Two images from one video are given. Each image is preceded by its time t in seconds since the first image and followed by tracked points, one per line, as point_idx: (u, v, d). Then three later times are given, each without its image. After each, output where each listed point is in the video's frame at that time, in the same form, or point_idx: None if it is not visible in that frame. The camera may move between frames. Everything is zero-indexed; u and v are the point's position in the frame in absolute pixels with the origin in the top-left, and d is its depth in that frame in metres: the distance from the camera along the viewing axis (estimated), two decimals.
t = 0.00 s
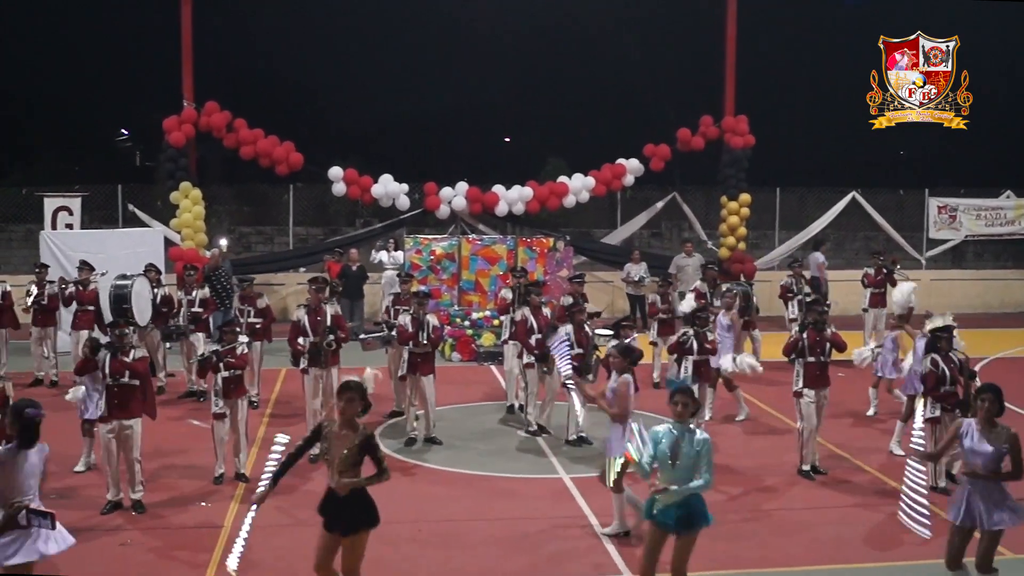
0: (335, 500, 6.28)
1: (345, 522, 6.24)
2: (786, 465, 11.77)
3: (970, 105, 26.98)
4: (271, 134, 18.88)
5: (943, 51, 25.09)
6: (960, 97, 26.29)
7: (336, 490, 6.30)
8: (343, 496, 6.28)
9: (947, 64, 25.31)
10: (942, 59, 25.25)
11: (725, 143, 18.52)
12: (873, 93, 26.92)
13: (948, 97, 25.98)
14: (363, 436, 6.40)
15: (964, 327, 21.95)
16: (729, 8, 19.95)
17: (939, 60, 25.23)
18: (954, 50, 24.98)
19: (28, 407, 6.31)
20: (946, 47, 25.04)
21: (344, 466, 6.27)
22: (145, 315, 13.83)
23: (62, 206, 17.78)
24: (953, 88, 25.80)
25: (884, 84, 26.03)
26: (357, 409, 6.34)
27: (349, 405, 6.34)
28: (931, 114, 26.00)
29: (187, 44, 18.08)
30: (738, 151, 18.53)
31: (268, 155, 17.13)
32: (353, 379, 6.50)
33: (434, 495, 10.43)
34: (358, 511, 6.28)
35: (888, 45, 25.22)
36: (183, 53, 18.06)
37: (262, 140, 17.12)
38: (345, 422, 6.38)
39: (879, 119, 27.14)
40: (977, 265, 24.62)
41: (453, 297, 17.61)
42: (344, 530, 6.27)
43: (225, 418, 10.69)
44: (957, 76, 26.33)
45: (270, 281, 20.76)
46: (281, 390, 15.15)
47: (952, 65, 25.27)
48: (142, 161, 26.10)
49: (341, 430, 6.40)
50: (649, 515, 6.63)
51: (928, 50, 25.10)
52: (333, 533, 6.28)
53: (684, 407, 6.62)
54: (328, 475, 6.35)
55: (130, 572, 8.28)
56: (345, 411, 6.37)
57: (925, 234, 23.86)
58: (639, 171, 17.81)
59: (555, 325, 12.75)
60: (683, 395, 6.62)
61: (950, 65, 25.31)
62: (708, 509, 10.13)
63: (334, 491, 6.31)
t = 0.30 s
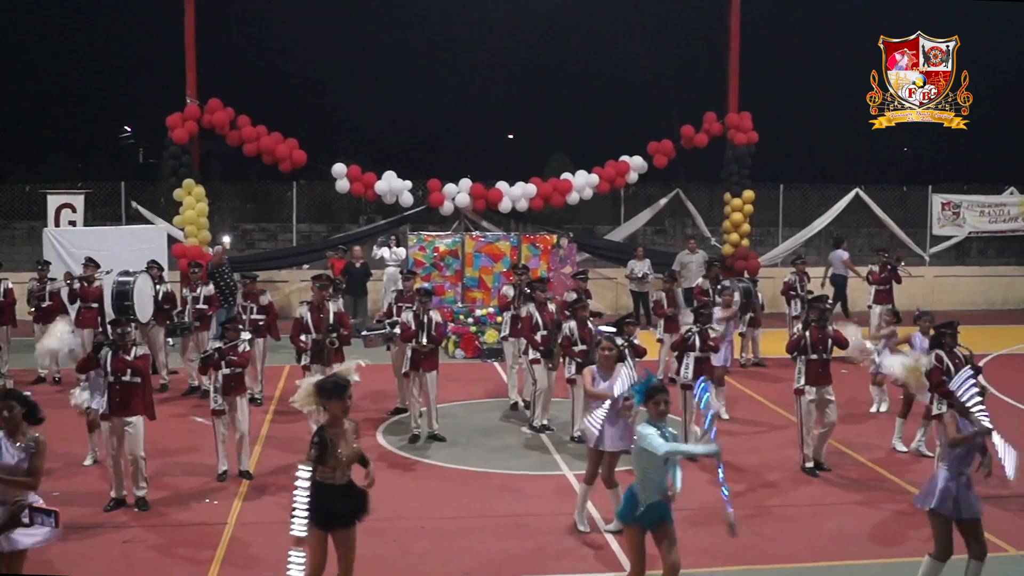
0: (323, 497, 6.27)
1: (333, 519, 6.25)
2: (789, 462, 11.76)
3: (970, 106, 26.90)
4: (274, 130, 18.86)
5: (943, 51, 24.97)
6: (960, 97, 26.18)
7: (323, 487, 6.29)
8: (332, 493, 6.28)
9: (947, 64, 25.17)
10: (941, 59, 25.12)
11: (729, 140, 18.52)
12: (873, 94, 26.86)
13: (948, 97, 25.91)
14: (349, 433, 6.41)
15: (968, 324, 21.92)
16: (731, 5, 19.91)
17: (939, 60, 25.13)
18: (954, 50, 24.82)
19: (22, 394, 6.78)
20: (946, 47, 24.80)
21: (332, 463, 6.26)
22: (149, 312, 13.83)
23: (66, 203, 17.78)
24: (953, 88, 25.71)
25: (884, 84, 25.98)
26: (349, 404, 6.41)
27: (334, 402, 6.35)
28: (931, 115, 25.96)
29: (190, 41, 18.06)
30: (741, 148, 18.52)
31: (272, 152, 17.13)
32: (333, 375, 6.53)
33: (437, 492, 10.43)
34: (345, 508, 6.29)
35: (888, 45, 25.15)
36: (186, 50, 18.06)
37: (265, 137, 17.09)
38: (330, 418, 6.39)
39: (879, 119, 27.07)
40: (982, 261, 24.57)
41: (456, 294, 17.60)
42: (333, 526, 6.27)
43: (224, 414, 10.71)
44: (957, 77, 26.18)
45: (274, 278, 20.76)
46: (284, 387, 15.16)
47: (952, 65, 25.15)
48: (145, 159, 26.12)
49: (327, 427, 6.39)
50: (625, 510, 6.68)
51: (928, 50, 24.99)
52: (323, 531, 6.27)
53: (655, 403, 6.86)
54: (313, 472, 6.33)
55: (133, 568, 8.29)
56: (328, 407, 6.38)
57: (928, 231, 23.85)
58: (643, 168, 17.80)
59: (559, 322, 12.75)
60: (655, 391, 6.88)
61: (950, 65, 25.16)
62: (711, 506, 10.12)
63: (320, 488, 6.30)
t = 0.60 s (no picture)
0: (324, 489, 6.38)
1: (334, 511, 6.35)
2: (792, 458, 11.75)
3: (970, 107, 26.84)
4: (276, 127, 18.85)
5: (943, 51, 24.99)
6: (960, 97, 26.11)
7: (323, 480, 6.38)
8: (332, 485, 6.38)
9: (947, 63, 25.20)
10: (941, 59, 25.15)
11: (731, 136, 18.49)
12: (872, 94, 26.80)
13: (948, 97, 25.86)
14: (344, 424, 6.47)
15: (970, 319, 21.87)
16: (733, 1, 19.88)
17: (939, 60, 25.15)
18: (954, 50, 24.86)
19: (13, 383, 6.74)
20: (946, 47, 24.93)
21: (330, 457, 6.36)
22: (151, 309, 13.84)
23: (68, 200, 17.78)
24: (953, 88, 25.67)
25: (884, 84, 25.93)
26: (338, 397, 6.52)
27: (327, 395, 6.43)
28: (931, 115, 25.92)
29: (192, 38, 18.06)
30: (743, 144, 18.49)
31: (274, 149, 17.13)
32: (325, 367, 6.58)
33: (439, 488, 10.43)
34: (346, 499, 6.40)
35: (888, 45, 25.11)
36: (187, 47, 18.05)
37: (267, 134, 17.08)
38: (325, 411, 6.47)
39: (879, 119, 26.99)
40: (984, 257, 24.53)
41: (459, 290, 17.60)
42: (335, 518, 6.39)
43: (229, 411, 10.68)
44: (957, 76, 26.12)
45: (276, 275, 20.75)
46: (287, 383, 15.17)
47: (952, 65, 25.18)
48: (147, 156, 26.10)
49: (322, 419, 6.48)
50: (641, 508, 6.64)
51: (928, 50, 24.99)
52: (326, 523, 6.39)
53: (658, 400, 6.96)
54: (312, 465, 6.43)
55: (135, 564, 8.31)
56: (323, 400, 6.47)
57: (931, 227, 23.82)
58: (645, 164, 17.79)
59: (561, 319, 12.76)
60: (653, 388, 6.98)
61: (950, 65, 25.19)
62: (713, 502, 10.12)
63: (319, 481, 6.41)
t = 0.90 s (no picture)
0: (331, 484, 6.39)
1: (339, 506, 6.38)
2: (797, 453, 11.75)
3: (970, 106, 26.78)
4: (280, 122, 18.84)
5: (943, 51, 24.83)
6: (960, 97, 26.07)
7: (329, 475, 6.39)
8: (339, 481, 6.39)
9: (947, 63, 25.09)
10: (941, 59, 25.01)
11: (736, 130, 18.41)
12: (873, 94, 26.73)
13: (948, 97, 25.82)
14: (354, 422, 6.42)
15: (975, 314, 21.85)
16: None
17: (940, 60, 25.01)
18: (954, 50, 24.74)
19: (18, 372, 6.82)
20: (946, 47, 24.75)
21: (337, 454, 6.35)
22: (156, 304, 13.83)
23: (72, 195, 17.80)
24: (953, 88, 25.63)
25: (884, 84, 25.86)
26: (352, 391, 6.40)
27: (339, 393, 6.37)
28: (931, 114, 25.90)
29: (197, 33, 18.04)
30: (749, 138, 18.43)
31: (278, 144, 17.12)
32: (340, 362, 6.48)
33: (444, 483, 10.43)
34: (351, 495, 6.42)
35: (888, 45, 24.96)
36: (192, 43, 18.04)
37: (272, 130, 17.08)
38: (337, 408, 6.42)
39: (879, 120, 26.96)
40: (990, 252, 24.46)
41: (463, 285, 17.58)
42: (340, 513, 6.42)
43: (237, 406, 10.70)
44: (957, 76, 26.06)
45: (281, 270, 20.77)
46: (291, 378, 15.21)
47: (952, 65, 25.08)
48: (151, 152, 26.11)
49: (333, 415, 6.43)
50: (642, 500, 6.63)
51: (928, 50, 24.82)
52: (331, 516, 6.43)
53: (655, 395, 6.93)
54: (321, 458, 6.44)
55: (141, 559, 8.34)
56: (335, 397, 6.41)
57: (937, 221, 23.78)
58: (650, 159, 17.74)
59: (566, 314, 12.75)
60: (649, 384, 6.96)
61: (950, 65, 25.12)
62: (719, 497, 10.11)
63: (326, 474, 6.42)
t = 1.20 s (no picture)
0: (328, 481, 6.36)
1: (334, 504, 6.35)
2: (802, 452, 11.74)
3: (971, 106, 26.72)
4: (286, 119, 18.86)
5: (943, 51, 24.73)
6: (960, 97, 26.02)
7: (327, 471, 6.38)
8: (337, 478, 6.36)
9: (947, 63, 24.98)
10: (941, 59, 24.90)
11: (742, 128, 18.40)
12: (873, 94, 26.68)
13: (948, 97, 25.78)
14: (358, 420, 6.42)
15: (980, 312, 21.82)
16: None
17: (939, 60, 24.91)
18: (954, 50, 24.61)
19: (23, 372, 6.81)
20: (946, 47, 24.66)
21: (336, 449, 6.35)
22: (161, 303, 13.85)
23: (79, 193, 17.84)
24: (953, 88, 25.57)
25: (884, 84, 25.75)
26: (354, 391, 6.42)
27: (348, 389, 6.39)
28: (931, 114, 25.93)
29: (203, 31, 18.07)
30: (754, 136, 18.41)
31: (283, 142, 17.13)
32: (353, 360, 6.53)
33: (449, 481, 10.44)
34: (350, 495, 6.39)
35: (888, 45, 24.83)
36: (196, 42, 18.07)
37: (277, 128, 17.09)
38: (342, 404, 6.43)
39: (879, 119, 26.93)
40: (996, 250, 24.41)
41: (469, 283, 17.60)
42: (335, 511, 6.38)
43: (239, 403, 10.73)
44: (956, 76, 25.99)
45: (286, 268, 20.81)
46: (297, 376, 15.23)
47: (952, 65, 24.99)
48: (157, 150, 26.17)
49: (338, 410, 6.46)
50: (624, 498, 6.72)
51: (928, 50, 24.71)
52: (326, 514, 6.40)
53: (647, 391, 6.87)
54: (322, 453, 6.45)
55: (146, 556, 8.36)
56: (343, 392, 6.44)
57: (943, 219, 23.72)
58: (656, 156, 17.70)
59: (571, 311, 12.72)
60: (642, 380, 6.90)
61: (950, 65, 25.02)
62: (724, 495, 10.11)
63: (325, 470, 6.42)
